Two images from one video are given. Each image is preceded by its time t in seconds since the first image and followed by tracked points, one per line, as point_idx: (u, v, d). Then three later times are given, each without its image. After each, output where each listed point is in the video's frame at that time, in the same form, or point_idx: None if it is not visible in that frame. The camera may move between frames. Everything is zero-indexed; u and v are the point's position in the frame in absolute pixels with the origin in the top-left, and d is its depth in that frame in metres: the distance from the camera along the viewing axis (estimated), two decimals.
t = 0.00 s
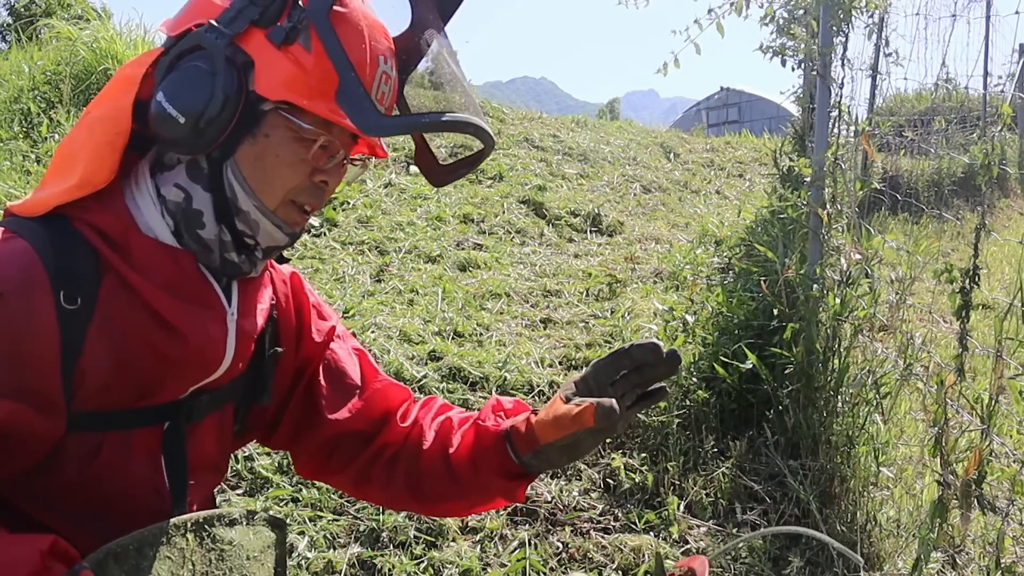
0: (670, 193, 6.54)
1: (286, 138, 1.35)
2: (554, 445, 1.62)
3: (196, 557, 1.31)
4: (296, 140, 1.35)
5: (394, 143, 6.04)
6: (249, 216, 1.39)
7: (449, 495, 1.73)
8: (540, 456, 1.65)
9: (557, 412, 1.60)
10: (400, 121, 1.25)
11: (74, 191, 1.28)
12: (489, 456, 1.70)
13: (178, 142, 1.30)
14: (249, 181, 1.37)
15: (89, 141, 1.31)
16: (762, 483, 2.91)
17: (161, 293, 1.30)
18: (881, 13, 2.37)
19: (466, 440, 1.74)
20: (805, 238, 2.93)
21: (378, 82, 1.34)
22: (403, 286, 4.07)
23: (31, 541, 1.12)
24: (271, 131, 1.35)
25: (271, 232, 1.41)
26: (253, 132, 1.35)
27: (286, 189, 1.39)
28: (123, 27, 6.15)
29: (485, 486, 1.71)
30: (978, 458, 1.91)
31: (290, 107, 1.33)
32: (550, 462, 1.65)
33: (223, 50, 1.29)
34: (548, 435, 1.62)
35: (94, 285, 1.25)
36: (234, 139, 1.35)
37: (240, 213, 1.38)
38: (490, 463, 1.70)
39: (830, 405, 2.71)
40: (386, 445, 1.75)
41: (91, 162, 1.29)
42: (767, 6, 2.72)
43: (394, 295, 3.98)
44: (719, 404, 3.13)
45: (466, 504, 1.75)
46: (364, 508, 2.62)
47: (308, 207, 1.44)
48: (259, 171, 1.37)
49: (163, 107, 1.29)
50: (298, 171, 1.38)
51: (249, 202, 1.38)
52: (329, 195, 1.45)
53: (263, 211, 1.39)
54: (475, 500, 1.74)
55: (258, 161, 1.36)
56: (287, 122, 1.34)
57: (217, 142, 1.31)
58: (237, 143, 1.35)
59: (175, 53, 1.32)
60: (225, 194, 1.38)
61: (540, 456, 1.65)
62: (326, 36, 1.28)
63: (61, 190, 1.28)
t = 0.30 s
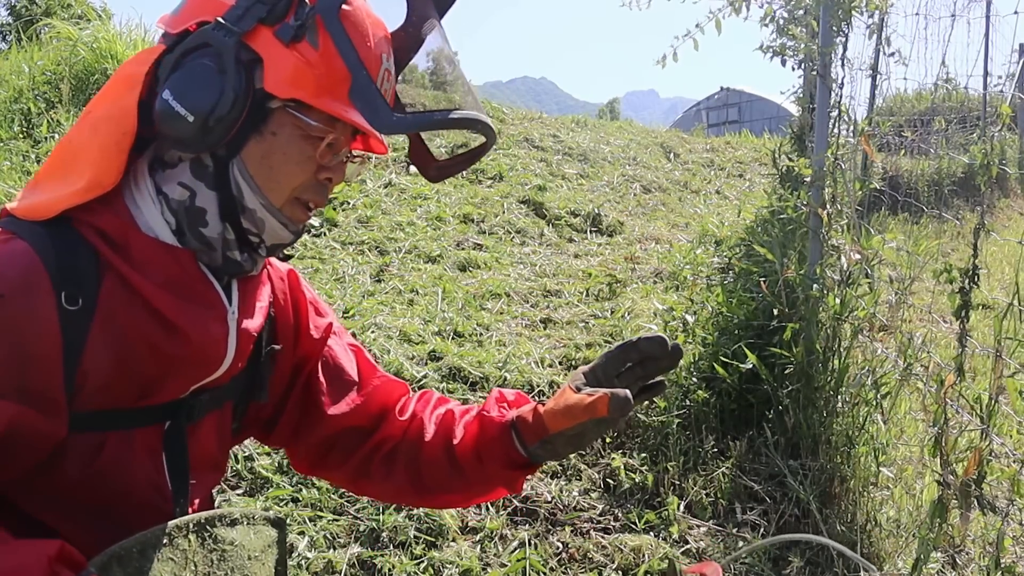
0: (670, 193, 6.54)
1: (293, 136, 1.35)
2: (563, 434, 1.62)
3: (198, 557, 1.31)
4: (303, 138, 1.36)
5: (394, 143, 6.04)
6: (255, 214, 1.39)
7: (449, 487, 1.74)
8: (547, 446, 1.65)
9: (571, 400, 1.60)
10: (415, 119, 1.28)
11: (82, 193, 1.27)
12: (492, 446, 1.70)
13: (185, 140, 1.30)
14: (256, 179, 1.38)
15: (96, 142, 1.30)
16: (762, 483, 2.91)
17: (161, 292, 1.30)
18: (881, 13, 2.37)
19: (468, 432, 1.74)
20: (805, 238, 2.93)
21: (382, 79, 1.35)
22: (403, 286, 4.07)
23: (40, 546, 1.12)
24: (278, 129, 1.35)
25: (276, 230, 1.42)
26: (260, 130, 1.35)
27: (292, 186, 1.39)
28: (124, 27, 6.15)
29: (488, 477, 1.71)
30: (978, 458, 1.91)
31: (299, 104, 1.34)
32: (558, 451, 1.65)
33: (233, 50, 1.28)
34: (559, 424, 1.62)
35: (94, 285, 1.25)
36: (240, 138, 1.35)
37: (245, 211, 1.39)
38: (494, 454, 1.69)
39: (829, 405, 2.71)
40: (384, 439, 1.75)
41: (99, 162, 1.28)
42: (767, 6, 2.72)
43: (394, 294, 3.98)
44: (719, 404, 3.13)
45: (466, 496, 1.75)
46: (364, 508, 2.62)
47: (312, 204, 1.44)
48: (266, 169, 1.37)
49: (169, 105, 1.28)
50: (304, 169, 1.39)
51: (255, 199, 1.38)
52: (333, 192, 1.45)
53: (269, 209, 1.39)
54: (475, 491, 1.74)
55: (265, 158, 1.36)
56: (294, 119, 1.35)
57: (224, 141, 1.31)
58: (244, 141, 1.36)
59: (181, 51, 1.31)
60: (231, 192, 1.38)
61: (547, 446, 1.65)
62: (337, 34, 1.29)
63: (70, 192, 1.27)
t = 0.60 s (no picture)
0: (670, 193, 6.54)
1: (301, 140, 1.36)
2: (556, 441, 1.63)
3: (199, 558, 1.31)
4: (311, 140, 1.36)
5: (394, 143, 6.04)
6: (262, 217, 1.39)
7: (439, 489, 1.74)
8: (539, 451, 1.66)
9: (568, 408, 1.62)
10: (428, 125, 1.28)
11: (92, 202, 1.25)
12: (485, 449, 1.70)
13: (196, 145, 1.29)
14: (264, 182, 1.37)
15: (102, 149, 1.27)
16: (762, 483, 2.91)
17: (162, 293, 1.30)
18: (882, 14, 2.37)
19: (461, 434, 1.74)
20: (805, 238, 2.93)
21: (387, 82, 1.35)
22: (403, 286, 4.07)
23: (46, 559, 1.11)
24: (287, 133, 1.35)
25: (283, 233, 1.42)
26: (269, 134, 1.35)
27: (299, 190, 1.40)
28: (123, 27, 6.16)
29: (479, 479, 1.72)
30: (978, 458, 1.91)
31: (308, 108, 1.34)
32: (548, 457, 1.66)
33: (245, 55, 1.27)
34: (552, 431, 1.63)
35: (94, 286, 1.25)
36: (249, 142, 1.35)
37: (253, 215, 1.38)
38: (485, 457, 1.70)
39: (830, 405, 2.71)
40: (375, 440, 1.75)
41: (107, 171, 1.26)
42: (767, 6, 2.72)
43: (394, 294, 3.98)
44: (719, 404, 3.13)
45: (455, 498, 1.75)
46: (364, 508, 2.62)
47: (318, 205, 1.45)
48: (273, 172, 1.37)
49: (179, 110, 1.27)
50: (310, 171, 1.39)
51: (263, 203, 1.38)
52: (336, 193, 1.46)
53: (276, 211, 1.39)
54: (464, 494, 1.74)
55: (273, 162, 1.36)
56: (302, 123, 1.35)
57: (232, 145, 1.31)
58: (252, 145, 1.35)
59: (190, 57, 1.29)
60: (239, 196, 1.37)
61: (539, 451, 1.66)
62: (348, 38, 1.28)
63: (78, 203, 1.24)
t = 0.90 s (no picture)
0: (670, 193, 6.54)
1: (308, 144, 1.37)
2: (513, 477, 1.65)
3: (203, 560, 1.31)
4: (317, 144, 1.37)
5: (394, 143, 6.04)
6: (269, 220, 1.39)
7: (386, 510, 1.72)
8: (493, 486, 1.66)
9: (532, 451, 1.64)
10: (438, 133, 1.30)
11: (104, 215, 1.23)
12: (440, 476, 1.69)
13: (203, 152, 1.29)
14: (271, 187, 1.38)
15: (112, 160, 1.24)
16: (762, 483, 2.91)
17: (160, 294, 1.31)
18: (882, 14, 2.37)
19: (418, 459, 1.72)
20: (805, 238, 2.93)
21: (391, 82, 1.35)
22: (403, 286, 4.07)
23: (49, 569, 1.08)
24: (294, 138, 1.36)
25: (288, 234, 1.43)
26: (276, 140, 1.36)
27: (306, 192, 1.41)
28: (123, 27, 6.16)
29: (427, 508, 1.70)
30: (978, 458, 1.91)
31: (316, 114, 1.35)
32: (499, 494, 1.67)
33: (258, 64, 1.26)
34: (513, 467, 1.65)
35: (93, 289, 1.25)
36: (256, 147, 1.35)
37: (259, 218, 1.39)
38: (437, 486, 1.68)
39: (829, 405, 2.70)
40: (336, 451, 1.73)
41: (122, 182, 1.24)
42: (767, 6, 2.72)
43: (394, 294, 3.98)
44: (719, 404, 3.13)
45: (401, 522, 1.73)
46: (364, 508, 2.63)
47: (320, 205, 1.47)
48: (280, 177, 1.38)
49: (189, 119, 1.27)
50: (315, 175, 1.40)
51: (270, 207, 1.39)
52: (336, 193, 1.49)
53: (282, 214, 1.40)
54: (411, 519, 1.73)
55: (280, 167, 1.37)
56: (308, 128, 1.36)
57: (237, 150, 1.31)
58: (259, 151, 1.36)
59: (200, 64, 1.27)
60: (245, 201, 1.37)
61: (492, 486, 1.66)
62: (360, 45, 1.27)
63: (90, 217, 1.23)
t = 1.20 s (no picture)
0: (670, 193, 6.54)
1: (315, 152, 1.38)
2: (485, 487, 1.73)
3: (206, 556, 1.32)
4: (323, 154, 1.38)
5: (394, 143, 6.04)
6: (273, 226, 1.41)
7: (356, 510, 1.73)
8: (464, 494, 1.72)
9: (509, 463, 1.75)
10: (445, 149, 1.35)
11: (121, 220, 1.22)
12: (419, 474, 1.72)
13: (213, 160, 1.29)
14: (277, 195, 1.39)
15: (123, 164, 1.23)
16: (762, 483, 2.91)
17: (163, 294, 1.31)
18: (882, 13, 2.37)
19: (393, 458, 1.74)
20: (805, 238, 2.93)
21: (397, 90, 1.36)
22: (403, 286, 4.07)
23: None
24: (302, 147, 1.37)
25: (290, 238, 1.45)
26: (285, 148, 1.36)
27: (310, 199, 1.42)
28: (123, 27, 6.15)
29: (396, 510, 1.72)
30: (978, 458, 1.91)
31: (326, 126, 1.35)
32: (467, 503, 1.73)
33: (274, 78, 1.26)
34: (487, 478, 1.73)
35: (96, 289, 1.24)
36: (265, 155, 1.35)
37: (263, 224, 1.40)
38: (410, 489, 1.71)
39: (830, 405, 2.71)
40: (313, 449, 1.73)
41: (136, 187, 1.23)
42: (767, 5, 2.72)
43: (394, 294, 3.98)
44: (719, 404, 3.13)
45: (369, 522, 1.75)
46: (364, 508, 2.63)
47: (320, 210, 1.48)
48: (287, 186, 1.38)
49: (202, 125, 1.26)
50: (320, 183, 1.41)
51: (275, 214, 1.40)
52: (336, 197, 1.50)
53: (286, 222, 1.42)
54: (379, 519, 1.74)
55: (286, 176, 1.38)
56: (315, 137, 1.37)
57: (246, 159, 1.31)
58: (267, 158, 1.36)
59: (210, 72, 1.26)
60: (251, 206, 1.38)
61: (462, 494, 1.72)
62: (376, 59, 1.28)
63: (108, 221, 1.22)
